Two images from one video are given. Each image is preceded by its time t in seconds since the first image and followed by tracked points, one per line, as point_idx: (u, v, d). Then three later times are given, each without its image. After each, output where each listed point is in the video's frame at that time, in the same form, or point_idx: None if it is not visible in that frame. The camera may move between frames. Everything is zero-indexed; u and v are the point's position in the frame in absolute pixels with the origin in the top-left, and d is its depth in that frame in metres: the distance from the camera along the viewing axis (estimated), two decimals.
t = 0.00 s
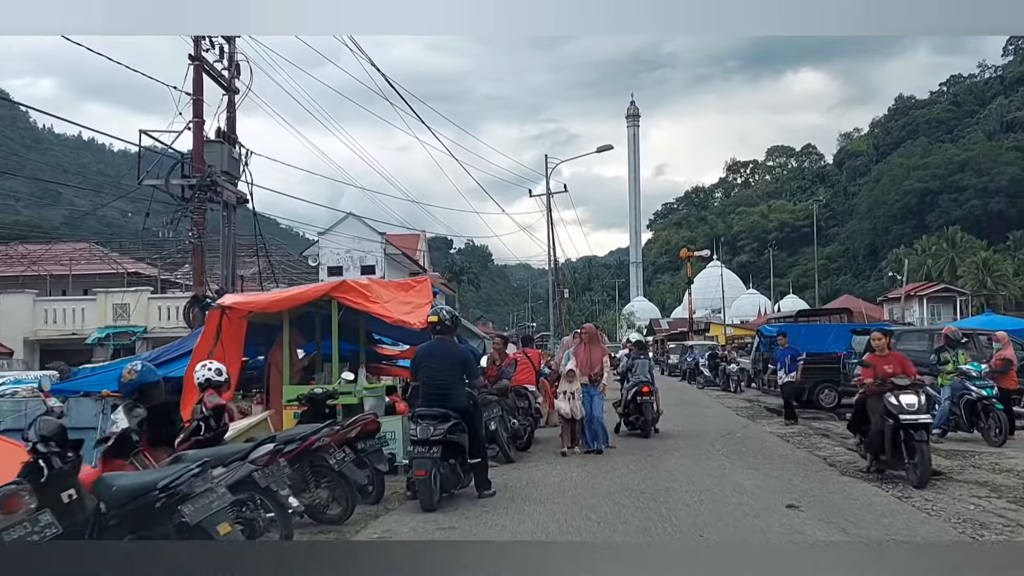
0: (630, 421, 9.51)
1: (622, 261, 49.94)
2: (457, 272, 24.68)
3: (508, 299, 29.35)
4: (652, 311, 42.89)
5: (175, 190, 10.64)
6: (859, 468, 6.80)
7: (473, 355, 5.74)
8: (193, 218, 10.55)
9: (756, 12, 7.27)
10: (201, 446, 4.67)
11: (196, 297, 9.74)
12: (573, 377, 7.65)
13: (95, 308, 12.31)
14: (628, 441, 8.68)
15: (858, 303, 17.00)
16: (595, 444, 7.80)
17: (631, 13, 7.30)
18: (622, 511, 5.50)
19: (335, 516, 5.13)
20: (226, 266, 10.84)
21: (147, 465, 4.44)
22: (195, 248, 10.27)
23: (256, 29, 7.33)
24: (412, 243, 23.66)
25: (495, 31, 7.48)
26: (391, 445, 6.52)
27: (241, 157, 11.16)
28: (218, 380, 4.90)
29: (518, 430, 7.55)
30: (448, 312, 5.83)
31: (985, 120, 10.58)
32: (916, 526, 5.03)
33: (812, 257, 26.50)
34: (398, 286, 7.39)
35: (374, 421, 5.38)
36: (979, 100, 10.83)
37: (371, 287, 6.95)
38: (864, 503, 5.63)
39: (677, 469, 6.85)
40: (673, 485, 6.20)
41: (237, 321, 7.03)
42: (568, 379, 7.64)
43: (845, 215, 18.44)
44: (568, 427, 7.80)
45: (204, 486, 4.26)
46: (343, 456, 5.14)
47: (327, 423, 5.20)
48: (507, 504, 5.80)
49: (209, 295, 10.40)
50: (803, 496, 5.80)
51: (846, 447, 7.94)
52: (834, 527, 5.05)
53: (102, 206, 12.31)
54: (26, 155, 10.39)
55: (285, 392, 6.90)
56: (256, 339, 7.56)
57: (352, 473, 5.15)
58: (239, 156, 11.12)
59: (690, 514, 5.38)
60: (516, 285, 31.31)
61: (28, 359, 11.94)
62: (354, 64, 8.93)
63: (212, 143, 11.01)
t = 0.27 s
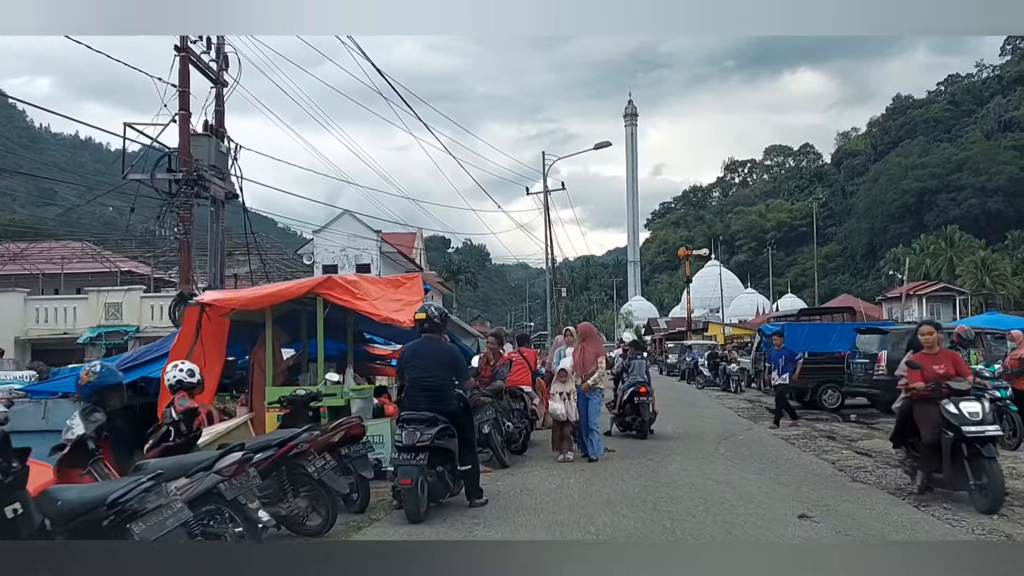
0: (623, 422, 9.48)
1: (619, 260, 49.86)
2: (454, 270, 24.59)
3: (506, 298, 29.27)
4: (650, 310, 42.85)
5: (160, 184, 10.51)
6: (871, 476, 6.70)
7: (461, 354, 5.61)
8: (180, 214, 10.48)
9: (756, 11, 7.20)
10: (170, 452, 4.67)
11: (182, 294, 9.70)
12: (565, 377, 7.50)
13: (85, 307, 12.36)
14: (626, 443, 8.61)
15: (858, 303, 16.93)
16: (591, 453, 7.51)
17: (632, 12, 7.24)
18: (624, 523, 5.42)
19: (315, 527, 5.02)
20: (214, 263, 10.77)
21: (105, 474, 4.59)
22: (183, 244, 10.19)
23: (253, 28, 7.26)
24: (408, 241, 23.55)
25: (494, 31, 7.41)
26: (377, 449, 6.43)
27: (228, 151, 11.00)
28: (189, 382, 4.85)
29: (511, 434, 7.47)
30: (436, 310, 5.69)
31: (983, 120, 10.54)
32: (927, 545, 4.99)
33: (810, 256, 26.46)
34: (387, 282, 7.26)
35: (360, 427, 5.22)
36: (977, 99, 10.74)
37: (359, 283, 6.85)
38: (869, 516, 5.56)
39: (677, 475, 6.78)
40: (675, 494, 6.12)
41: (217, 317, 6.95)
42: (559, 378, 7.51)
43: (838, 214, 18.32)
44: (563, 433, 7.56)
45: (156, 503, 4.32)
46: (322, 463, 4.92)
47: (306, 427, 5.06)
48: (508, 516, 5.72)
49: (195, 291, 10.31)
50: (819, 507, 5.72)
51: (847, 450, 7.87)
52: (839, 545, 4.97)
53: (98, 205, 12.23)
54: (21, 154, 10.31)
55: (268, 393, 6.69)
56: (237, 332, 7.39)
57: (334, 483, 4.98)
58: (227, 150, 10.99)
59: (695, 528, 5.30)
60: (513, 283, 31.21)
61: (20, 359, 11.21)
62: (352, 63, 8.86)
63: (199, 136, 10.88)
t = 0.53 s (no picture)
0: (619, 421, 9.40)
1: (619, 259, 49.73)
2: (453, 270, 24.48)
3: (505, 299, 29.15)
4: (650, 310, 42.72)
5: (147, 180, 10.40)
6: (885, 484, 6.63)
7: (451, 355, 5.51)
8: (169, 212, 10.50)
9: (752, 11, 7.19)
10: (138, 458, 4.90)
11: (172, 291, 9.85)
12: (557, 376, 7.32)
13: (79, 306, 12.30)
14: (627, 446, 8.54)
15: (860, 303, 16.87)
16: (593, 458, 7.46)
17: (631, 12, 7.22)
18: (624, 535, 5.33)
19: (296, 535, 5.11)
20: (205, 262, 10.80)
21: (58, 484, 4.97)
22: (172, 243, 10.23)
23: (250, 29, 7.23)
24: (407, 241, 23.46)
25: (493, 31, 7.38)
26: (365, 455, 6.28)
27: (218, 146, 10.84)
28: (157, 388, 4.96)
29: (506, 437, 7.38)
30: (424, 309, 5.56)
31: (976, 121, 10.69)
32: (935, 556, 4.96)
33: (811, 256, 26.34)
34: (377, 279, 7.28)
35: (338, 432, 5.37)
36: (972, 100, 10.86)
37: (351, 279, 6.85)
38: (874, 528, 5.50)
39: (678, 482, 6.71)
40: (680, 500, 6.07)
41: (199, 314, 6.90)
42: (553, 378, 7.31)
43: (837, 214, 18.23)
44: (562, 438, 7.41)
45: (101, 521, 4.49)
46: (302, 471, 5.06)
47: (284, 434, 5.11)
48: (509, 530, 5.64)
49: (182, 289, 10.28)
50: (829, 516, 5.71)
51: (852, 453, 7.80)
52: (843, 561, 4.92)
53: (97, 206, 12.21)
54: (20, 156, 10.29)
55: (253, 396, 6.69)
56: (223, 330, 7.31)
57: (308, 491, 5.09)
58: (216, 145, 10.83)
59: (703, 538, 5.25)
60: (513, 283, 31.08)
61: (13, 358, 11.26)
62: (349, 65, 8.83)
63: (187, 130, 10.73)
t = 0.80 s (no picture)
0: (618, 423, 9.34)
1: (618, 260, 49.70)
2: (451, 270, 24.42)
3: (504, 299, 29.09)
4: (649, 311, 42.70)
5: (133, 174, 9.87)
6: (899, 490, 6.16)
7: (439, 353, 4.96)
8: (154, 207, 9.88)
9: (752, 12, 7.13)
10: (102, 468, 4.19)
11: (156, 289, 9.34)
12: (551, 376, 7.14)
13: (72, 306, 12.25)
14: (630, 449, 8.38)
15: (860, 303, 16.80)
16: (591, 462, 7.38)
17: (632, 12, 7.15)
18: (624, 543, 5.12)
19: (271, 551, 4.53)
20: (193, 259, 10.23)
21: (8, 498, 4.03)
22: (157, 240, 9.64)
23: (248, 29, 7.18)
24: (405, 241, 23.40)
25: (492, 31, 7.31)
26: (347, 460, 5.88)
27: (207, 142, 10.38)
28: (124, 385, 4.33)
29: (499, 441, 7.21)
30: (410, 304, 4.98)
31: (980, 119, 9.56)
32: (946, 550, 4.88)
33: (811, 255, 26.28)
34: (364, 276, 7.10)
35: (322, 433, 4.86)
36: (974, 97, 9.80)
37: (339, 275, 6.62)
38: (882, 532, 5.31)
39: (681, 487, 6.50)
40: (681, 510, 5.76)
41: (176, 313, 6.72)
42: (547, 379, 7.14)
43: (836, 214, 18.17)
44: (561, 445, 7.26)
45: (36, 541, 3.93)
46: (278, 480, 4.46)
47: (260, 439, 4.56)
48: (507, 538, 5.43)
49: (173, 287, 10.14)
50: (843, 526, 5.28)
51: (863, 457, 7.62)
52: (854, 562, 4.76)
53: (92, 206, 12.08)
54: (17, 155, 10.22)
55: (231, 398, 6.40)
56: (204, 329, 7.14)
57: (289, 504, 4.49)
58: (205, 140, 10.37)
59: (711, 539, 5.16)
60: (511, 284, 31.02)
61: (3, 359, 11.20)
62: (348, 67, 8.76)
63: (174, 126, 10.26)
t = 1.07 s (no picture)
0: (617, 425, 9.22)
1: (616, 259, 49.63)
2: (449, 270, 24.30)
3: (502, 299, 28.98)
4: (648, 310, 42.71)
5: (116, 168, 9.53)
6: (912, 496, 6.01)
7: (425, 353, 4.67)
8: (139, 201, 9.50)
9: (754, 12, 7.10)
10: (61, 477, 4.00)
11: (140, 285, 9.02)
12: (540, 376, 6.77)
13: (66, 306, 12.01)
14: (631, 452, 8.25)
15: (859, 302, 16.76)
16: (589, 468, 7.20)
17: (632, 12, 7.10)
18: (625, 552, 4.94)
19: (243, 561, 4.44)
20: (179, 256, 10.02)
21: None
22: (143, 236, 9.26)
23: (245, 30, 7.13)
24: (402, 240, 23.33)
25: (492, 32, 7.26)
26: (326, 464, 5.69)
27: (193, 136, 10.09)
28: (85, 389, 4.16)
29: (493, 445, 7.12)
30: (394, 300, 4.68)
31: (979, 117, 9.50)
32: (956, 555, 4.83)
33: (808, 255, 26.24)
34: (351, 274, 6.97)
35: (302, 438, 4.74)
36: (973, 96, 9.70)
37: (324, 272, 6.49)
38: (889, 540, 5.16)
39: (684, 492, 6.34)
40: (684, 517, 5.60)
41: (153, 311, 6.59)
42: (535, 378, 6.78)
43: (834, 213, 18.11)
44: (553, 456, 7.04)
45: None
46: (249, 490, 4.38)
47: (230, 446, 4.50)
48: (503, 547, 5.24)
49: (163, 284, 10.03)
50: (852, 533, 5.15)
51: (872, 461, 7.47)
52: (861, 566, 4.70)
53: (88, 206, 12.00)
54: (12, 154, 10.14)
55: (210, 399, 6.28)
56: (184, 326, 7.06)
57: (263, 515, 4.39)
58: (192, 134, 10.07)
59: (715, 541, 5.12)
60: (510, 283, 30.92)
61: None
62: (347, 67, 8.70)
63: (160, 119, 9.96)
